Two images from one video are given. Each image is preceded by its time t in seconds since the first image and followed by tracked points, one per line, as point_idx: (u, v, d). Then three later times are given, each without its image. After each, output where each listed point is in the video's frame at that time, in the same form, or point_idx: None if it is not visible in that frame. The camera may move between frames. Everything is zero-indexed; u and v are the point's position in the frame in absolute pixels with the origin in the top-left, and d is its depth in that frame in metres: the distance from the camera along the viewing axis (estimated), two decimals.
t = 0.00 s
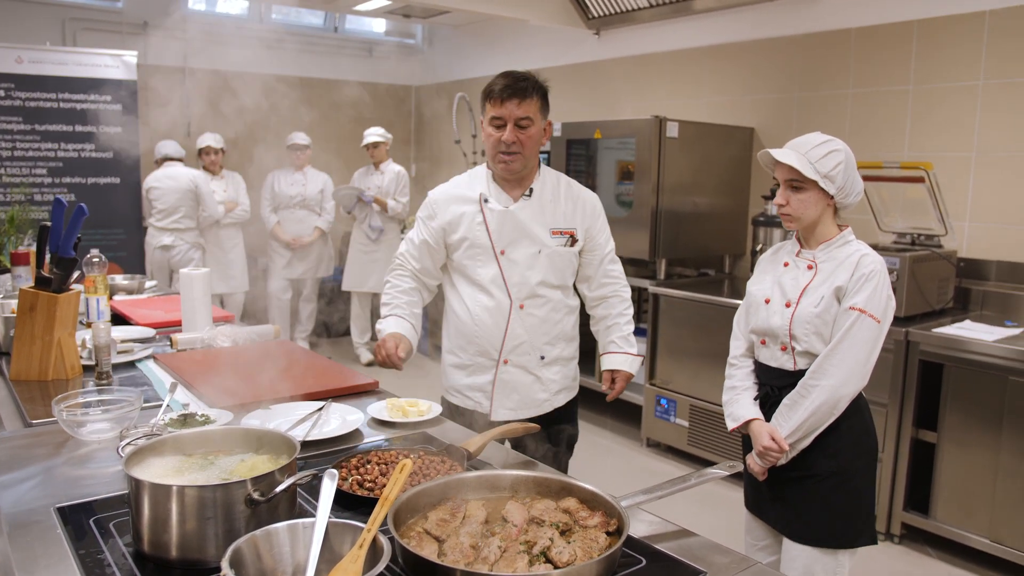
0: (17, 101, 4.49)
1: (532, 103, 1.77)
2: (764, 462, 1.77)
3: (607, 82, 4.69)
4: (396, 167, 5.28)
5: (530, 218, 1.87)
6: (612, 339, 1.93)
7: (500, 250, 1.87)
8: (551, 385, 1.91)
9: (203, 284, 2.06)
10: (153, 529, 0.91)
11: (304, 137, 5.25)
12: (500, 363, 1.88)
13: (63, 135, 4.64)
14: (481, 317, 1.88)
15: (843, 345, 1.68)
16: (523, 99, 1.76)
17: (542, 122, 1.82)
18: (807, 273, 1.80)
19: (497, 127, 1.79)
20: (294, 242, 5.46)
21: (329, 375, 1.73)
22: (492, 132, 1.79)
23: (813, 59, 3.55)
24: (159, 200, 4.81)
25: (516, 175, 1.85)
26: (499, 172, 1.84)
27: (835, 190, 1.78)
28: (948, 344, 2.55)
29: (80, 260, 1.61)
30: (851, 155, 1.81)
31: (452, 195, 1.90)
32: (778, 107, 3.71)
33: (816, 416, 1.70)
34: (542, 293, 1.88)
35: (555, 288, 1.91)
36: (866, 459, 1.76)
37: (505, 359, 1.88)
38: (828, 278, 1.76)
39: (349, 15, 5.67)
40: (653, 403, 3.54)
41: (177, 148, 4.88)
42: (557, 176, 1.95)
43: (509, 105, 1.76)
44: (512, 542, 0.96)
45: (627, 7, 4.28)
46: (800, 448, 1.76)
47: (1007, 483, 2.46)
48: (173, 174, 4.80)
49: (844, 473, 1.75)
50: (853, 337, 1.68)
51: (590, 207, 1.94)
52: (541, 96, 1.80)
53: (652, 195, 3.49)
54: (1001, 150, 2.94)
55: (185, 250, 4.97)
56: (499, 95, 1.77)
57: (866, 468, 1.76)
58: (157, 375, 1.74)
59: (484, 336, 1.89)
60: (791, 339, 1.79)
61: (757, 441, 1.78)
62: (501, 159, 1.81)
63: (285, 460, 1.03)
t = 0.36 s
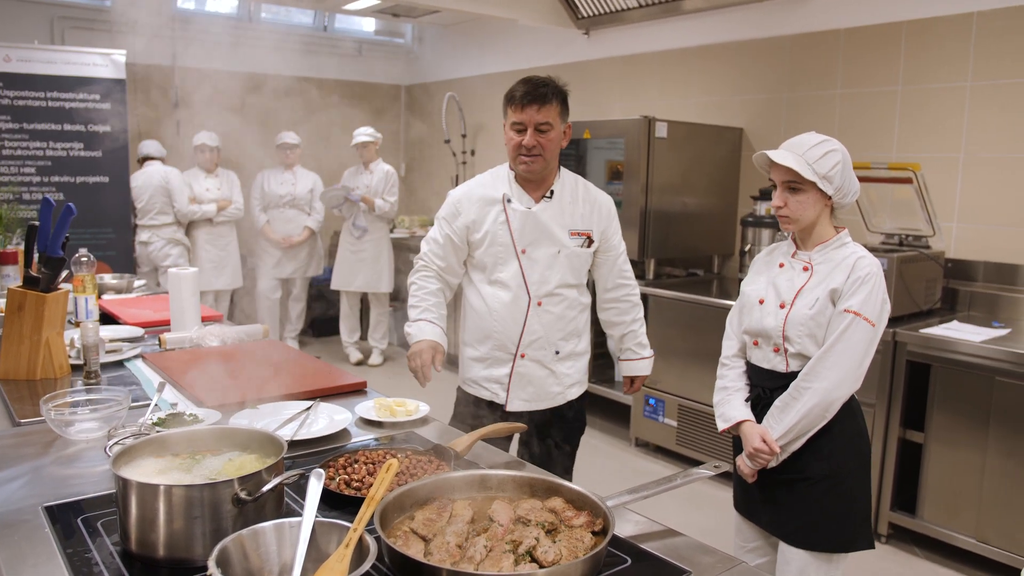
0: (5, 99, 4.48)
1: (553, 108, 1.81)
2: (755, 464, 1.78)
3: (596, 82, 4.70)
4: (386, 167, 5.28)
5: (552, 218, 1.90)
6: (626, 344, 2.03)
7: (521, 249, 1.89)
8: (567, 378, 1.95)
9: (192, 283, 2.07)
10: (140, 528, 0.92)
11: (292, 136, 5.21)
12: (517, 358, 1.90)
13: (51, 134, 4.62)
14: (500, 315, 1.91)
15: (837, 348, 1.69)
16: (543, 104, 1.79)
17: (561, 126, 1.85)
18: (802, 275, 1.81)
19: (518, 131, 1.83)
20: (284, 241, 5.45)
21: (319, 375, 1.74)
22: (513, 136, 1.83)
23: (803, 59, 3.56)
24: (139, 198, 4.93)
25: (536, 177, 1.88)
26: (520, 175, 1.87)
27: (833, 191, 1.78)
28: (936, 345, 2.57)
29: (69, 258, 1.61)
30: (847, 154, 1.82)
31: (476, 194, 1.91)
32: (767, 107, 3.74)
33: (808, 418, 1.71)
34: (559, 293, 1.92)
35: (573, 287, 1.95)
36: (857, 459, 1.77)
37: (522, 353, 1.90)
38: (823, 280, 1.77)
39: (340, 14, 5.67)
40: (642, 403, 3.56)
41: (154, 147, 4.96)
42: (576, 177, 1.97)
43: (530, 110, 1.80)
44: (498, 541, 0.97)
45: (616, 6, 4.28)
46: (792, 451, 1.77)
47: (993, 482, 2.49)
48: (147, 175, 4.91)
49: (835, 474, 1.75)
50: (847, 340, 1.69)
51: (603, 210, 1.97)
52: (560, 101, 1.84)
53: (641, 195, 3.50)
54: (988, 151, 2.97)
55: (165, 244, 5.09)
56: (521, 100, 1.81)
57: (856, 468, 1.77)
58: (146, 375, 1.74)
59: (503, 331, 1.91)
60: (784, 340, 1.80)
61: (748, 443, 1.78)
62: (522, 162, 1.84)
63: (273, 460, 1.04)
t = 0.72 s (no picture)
0: (8, 97, 4.46)
1: (558, 104, 1.81)
2: (762, 467, 1.78)
3: (598, 79, 4.70)
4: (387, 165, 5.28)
5: (559, 215, 1.91)
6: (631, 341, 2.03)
7: (529, 246, 1.90)
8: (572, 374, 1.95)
9: (193, 280, 2.07)
10: (139, 523, 0.92)
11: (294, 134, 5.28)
12: (523, 354, 1.90)
13: (54, 131, 4.58)
14: (507, 311, 1.91)
15: (848, 352, 1.67)
16: (549, 100, 1.79)
17: (567, 123, 1.85)
18: (815, 276, 1.80)
19: (524, 127, 1.83)
20: (285, 239, 5.45)
21: (320, 373, 1.74)
22: (519, 132, 1.83)
23: (805, 58, 3.56)
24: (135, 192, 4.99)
25: (542, 175, 1.88)
26: (525, 172, 1.87)
27: (849, 189, 1.76)
28: (938, 343, 2.56)
29: (70, 255, 1.61)
30: (865, 151, 1.80)
31: (483, 192, 1.91)
32: (767, 106, 3.74)
33: (817, 423, 1.69)
34: (567, 289, 1.93)
35: (580, 284, 1.96)
36: (870, 466, 1.74)
37: (528, 350, 1.90)
38: (836, 282, 1.75)
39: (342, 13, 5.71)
40: (642, 401, 3.56)
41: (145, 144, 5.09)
42: (580, 175, 2.00)
43: (535, 107, 1.80)
44: (496, 539, 0.97)
45: (618, 4, 4.27)
46: (799, 456, 1.75)
47: (993, 481, 2.49)
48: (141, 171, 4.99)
49: (845, 481, 1.73)
50: (859, 344, 1.67)
51: (609, 207, 2.00)
52: (566, 97, 1.84)
53: (642, 193, 3.50)
54: (990, 150, 2.96)
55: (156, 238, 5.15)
56: (526, 97, 1.81)
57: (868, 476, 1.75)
58: (145, 371, 1.74)
59: (510, 327, 1.91)
60: (795, 343, 1.79)
61: (755, 446, 1.79)
62: (528, 159, 1.84)
63: (271, 456, 1.04)
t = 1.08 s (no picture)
0: (12, 95, 4.22)
1: (545, 95, 1.83)
2: (775, 472, 1.76)
3: (601, 77, 4.69)
4: (389, 163, 5.28)
5: (549, 215, 1.91)
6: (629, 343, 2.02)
7: (519, 247, 1.89)
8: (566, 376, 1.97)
9: (196, 278, 2.08)
10: (143, 520, 0.92)
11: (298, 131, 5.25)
12: (517, 358, 1.91)
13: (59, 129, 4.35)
14: (500, 314, 1.90)
15: (866, 357, 1.66)
16: (536, 90, 1.82)
17: (554, 117, 1.87)
18: (833, 278, 1.79)
19: (511, 119, 1.84)
20: (288, 237, 5.45)
21: (323, 370, 1.75)
22: (507, 124, 1.84)
23: (809, 55, 3.55)
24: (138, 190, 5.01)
25: (530, 167, 1.87)
26: (513, 163, 1.87)
27: (867, 188, 1.75)
28: (941, 341, 2.58)
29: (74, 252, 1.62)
30: (885, 149, 1.78)
31: (470, 192, 1.90)
32: (770, 103, 3.73)
33: (832, 429, 1.68)
34: (560, 290, 1.93)
35: (573, 284, 1.96)
36: (882, 471, 1.74)
37: (521, 353, 1.91)
38: (854, 285, 1.75)
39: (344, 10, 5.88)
40: (645, 399, 3.56)
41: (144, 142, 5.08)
42: (569, 173, 2.00)
43: (523, 96, 1.82)
44: (499, 536, 0.97)
45: (621, 2, 4.26)
46: (813, 461, 1.74)
47: (997, 479, 2.49)
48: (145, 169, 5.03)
49: (858, 487, 1.73)
50: (877, 349, 1.66)
51: (602, 206, 2.00)
52: (552, 91, 1.86)
53: (645, 191, 3.50)
54: (994, 148, 2.95)
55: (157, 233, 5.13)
56: (514, 88, 1.83)
57: (880, 479, 1.74)
58: (150, 369, 1.75)
59: (501, 331, 1.91)
60: (810, 346, 1.79)
61: (769, 451, 1.77)
62: (515, 149, 1.84)
63: (274, 453, 1.05)
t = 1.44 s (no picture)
0: (19, 98, 4.17)
1: (518, 93, 1.79)
2: (778, 474, 1.77)
3: (605, 80, 4.69)
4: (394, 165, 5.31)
5: (523, 213, 1.90)
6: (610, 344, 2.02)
7: (494, 247, 1.88)
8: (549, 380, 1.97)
9: (202, 280, 2.08)
10: (151, 522, 0.92)
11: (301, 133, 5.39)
12: (497, 363, 1.90)
13: (65, 132, 4.31)
14: (477, 318, 1.89)
15: (870, 362, 1.66)
16: (508, 89, 1.77)
17: (529, 113, 1.83)
18: (839, 280, 1.78)
19: (484, 119, 1.80)
20: (294, 239, 5.46)
21: (330, 372, 1.75)
22: (480, 125, 1.80)
23: (814, 56, 3.54)
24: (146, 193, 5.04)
25: (505, 166, 1.86)
26: (488, 163, 1.85)
27: (876, 189, 1.75)
28: (948, 344, 2.56)
29: (81, 255, 1.63)
30: (888, 151, 1.79)
31: (439, 192, 1.88)
32: (775, 105, 3.73)
33: (835, 432, 1.68)
34: (538, 289, 1.92)
35: (550, 283, 1.96)
36: (886, 476, 1.73)
37: (502, 358, 1.90)
38: (861, 288, 1.74)
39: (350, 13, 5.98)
40: (651, 401, 3.55)
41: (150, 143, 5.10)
42: (541, 168, 1.98)
43: (496, 97, 1.77)
44: (506, 539, 0.97)
45: (626, 5, 4.26)
46: (816, 464, 1.75)
47: (1004, 483, 2.48)
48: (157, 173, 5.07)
49: (862, 490, 1.72)
50: (881, 353, 1.66)
51: (579, 203, 1.99)
52: (526, 86, 1.81)
53: (650, 193, 3.49)
54: (1000, 150, 2.94)
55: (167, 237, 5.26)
56: (487, 87, 1.78)
57: (883, 484, 1.73)
58: (157, 371, 1.75)
59: (477, 336, 1.90)
60: (815, 349, 1.78)
61: (771, 453, 1.77)
62: (490, 150, 1.81)
63: (281, 456, 1.05)
